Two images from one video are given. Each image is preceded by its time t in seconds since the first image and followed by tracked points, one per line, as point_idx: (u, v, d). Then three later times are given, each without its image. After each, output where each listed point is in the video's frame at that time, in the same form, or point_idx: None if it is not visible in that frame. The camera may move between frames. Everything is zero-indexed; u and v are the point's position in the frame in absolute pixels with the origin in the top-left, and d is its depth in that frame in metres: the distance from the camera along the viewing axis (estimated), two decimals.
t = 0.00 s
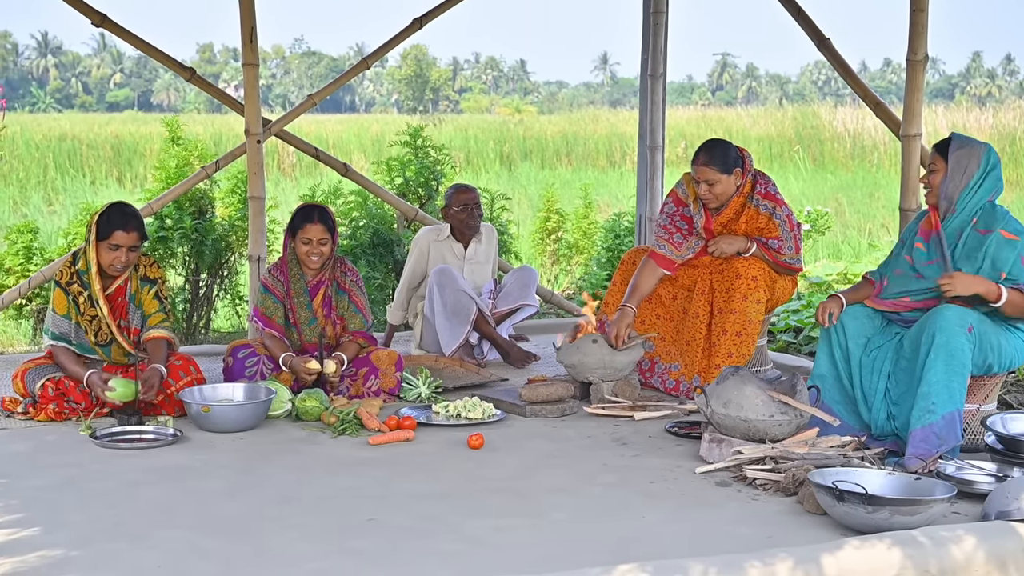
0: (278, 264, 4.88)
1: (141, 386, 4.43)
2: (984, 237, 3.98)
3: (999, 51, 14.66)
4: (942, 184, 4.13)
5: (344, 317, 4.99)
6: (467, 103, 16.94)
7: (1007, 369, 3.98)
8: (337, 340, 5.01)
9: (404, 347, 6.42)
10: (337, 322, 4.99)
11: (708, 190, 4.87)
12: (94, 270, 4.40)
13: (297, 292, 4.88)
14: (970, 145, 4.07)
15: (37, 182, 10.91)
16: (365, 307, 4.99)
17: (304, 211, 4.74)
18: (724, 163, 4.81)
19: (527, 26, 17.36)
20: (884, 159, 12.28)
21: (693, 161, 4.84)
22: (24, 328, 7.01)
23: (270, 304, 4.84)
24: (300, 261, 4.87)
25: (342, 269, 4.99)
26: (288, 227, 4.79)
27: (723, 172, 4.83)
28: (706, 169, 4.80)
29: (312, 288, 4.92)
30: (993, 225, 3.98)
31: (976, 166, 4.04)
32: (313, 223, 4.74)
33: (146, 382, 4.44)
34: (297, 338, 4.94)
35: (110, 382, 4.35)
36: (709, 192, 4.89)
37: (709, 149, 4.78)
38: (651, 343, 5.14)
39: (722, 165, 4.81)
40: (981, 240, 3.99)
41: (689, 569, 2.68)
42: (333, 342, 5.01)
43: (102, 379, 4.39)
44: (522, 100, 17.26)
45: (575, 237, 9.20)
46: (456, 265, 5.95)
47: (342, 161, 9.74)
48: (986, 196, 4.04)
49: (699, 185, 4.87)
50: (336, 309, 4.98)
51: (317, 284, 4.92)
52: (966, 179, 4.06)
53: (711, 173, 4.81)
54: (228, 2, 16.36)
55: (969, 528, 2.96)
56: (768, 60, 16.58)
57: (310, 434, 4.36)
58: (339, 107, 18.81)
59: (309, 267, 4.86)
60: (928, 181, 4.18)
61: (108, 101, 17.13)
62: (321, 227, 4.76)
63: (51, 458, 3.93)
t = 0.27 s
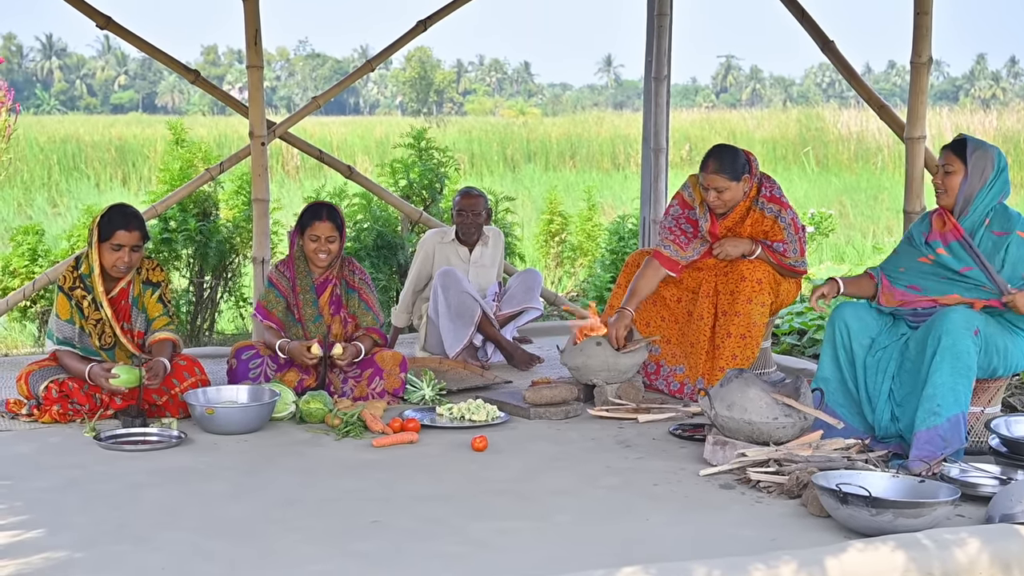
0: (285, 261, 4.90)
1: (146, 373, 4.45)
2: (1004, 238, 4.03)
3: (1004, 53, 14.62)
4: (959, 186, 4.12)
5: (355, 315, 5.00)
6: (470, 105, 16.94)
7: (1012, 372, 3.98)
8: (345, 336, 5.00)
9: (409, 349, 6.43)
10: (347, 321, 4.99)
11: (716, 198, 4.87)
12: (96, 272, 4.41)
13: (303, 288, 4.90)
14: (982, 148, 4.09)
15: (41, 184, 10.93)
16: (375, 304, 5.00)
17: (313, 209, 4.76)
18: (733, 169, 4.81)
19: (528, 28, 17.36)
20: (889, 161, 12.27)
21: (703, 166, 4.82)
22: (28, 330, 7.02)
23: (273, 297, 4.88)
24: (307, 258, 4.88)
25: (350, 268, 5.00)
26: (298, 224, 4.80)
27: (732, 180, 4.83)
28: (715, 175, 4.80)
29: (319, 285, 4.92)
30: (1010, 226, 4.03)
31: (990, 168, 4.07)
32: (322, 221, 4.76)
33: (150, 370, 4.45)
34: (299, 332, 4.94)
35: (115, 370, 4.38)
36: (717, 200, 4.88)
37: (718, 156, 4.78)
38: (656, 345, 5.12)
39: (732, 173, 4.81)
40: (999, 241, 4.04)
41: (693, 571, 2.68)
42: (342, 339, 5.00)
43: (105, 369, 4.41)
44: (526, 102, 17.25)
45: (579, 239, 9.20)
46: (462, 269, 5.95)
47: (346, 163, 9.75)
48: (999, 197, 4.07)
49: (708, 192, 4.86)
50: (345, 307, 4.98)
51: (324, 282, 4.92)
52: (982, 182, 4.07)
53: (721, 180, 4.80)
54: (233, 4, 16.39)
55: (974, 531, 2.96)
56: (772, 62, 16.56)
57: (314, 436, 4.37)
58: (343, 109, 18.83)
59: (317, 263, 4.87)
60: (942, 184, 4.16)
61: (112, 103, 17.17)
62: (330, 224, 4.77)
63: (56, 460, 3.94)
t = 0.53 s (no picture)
0: (288, 262, 4.92)
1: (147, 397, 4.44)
2: (1001, 243, 4.03)
3: (1004, 56, 14.64)
4: (950, 194, 4.06)
5: (357, 317, 5.00)
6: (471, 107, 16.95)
7: (1010, 374, 3.99)
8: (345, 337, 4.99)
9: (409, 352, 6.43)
10: (349, 322, 4.99)
11: (721, 205, 4.89)
12: (97, 274, 4.42)
13: (304, 288, 4.89)
14: (972, 152, 4.04)
15: (41, 186, 10.94)
16: (377, 304, 5.00)
17: (317, 209, 4.77)
18: (737, 178, 4.82)
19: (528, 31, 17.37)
20: (889, 164, 12.28)
21: (709, 174, 4.85)
22: (29, 332, 7.04)
23: (271, 295, 4.90)
24: (310, 259, 4.89)
25: (352, 270, 5.01)
26: (300, 224, 4.81)
27: (739, 188, 4.85)
28: (722, 183, 4.81)
29: (320, 287, 4.91)
30: (1007, 230, 4.03)
31: (982, 173, 4.02)
32: (325, 221, 4.76)
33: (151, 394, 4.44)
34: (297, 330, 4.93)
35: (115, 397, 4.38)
36: (723, 207, 4.91)
37: (726, 164, 4.79)
38: (655, 348, 5.12)
39: (739, 181, 4.82)
40: (998, 246, 4.04)
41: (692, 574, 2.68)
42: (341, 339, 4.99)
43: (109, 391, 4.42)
44: (526, 104, 17.27)
45: (579, 242, 9.22)
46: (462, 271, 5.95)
47: (346, 166, 9.76)
48: (993, 202, 4.04)
49: (713, 200, 4.89)
50: (347, 309, 4.99)
51: (325, 283, 4.92)
52: (976, 189, 4.02)
53: (727, 189, 4.83)
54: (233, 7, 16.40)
55: (973, 534, 2.97)
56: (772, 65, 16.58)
57: (314, 439, 4.37)
58: (344, 111, 18.84)
59: (319, 265, 4.87)
60: (933, 192, 4.10)
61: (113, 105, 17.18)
62: (332, 225, 4.78)
63: (56, 463, 3.94)
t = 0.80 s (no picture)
0: (283, 268, 4.91)
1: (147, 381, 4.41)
2: (988, 248, 4.04)
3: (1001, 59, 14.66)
4: (936, 201, 4.06)
5: (354, 322, 4.99)
6: (469, 109, 16.94)
7: (1008, 377, 3.99)
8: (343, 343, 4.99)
9: (406, 354, 6.43)
10: (347, 327, 4.99)
11: (721, 208, 4.90)
12: (93, 274, 4.41)
13: (300, 295, 4.89)
14: (959, 158, 4.05)
15: (39, 188, 10.93)
16: (374, 309, 4.99)
17: (315, 214, 4.78)
18: (737, 182, 4.83)
19: (527, 32, 17.38)
20: (886, 167, 12.28)
21: (709, 178, 4.84)
22: (25, 335, 7.03)
23: (268, 303, 4.87)
24: (306, 265, 4.88)
25: (348, 275, 5.01)
26: (298, 229, 4.81)
27: (739, 191, 4.86)
28: (723, 188, 4.81)
29: (317, 293, 4.92)
30: (995, 234, 4.03)
31: (969, 178, 4.03)
32: (322, 227, 4.77)
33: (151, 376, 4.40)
34: (293, 337, 4.92)
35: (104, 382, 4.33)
36: (722, 210, 4.92)
37: (728, 168, 4.79)
38: (651, 351, 5.12)
39: (739, 185, 4.83)
40: (986, 251, 4.04)
41: None
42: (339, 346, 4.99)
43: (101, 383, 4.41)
44: (525, 106, 17.27)
45: (578, 244, 9.21)
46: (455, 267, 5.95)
47: (344, 168, 9.74)
48: (980, 208, 4.06)
49: (713, 203, 4.89)
50: (344, 315, 4.98)
51: (322, 289, 4.92)
52: (962, 195, 4.03)
53: (727, 193, 4.83)
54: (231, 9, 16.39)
55: (971, 536, 2.96)
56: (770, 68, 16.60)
57: (311, 441, 4.37)
58: (342, 114, 18.85)
59: (315, 271, 4.87)
60: (920, 198, 4.10)
61: (110, 107, 17.18)
62: (329, 231, 4.78)
63: (53, 465, 3.93)
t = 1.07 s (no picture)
0: (284, 270, 4.89)
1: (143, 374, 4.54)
2: (981, 248, 4.02)
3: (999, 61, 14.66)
4: (934, 201, 4.10)
5: (352, 328, 4.99)
6: (467, 110, 16.91)
7: (1005, 378, 3.99)
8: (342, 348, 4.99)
9: (404, 354, 6.43)
10: (345, 332, 4.98)
11: (722, 209, 4.90)
12: (91, 273, 4.40)
13: (300, 300, 4.88)
14: (958, 157, 4.06)
15: (37, 189, 10.92)
16: (373, 316, 4.97)
17: (315, 221, 4.74)
18: (739, 183, 4.83)
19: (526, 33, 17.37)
20: (884, 168, 12.28)
21: (710, 178, 4.85)
22: (23, 335, 7.02)
23: (269, 305, 4.88)
24: (307, 269, 4.87)
25: (347, 279, 4.97)
26: (300, 235, 4.79)
27: (740, 192, 4.86)
28: (724, 189, 4.82)
29: (317, 298, 4.91)
30: (988, 235, 4.01)
31: (967, 180, 4.03)
32: (324, 235, 4.74)
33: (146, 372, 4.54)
34: (292, 340, 4.93)
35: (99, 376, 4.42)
36: (723, 211, 4.91)
37: (730, 169, 4.80)
38: (650, 351, 5.12)
39: (740, 185, 4.83)
40: (978, 253, 4.03)
41: None
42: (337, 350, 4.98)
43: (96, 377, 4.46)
44: (523, 107, 17.27)
45: (575, 245, 9.19)
46: (445, 262, 5.94)
47: (342, 169, 9.73)
48: (981, 209, 4.05)
49: (714, 203, 4.88)
50: (342, 320, 4.97)
51: (322, 294, 4.92)
52: (959, 196, 4.04)
53: (728, 194, 4.84)
54: (229, 9, 16.37)
55: (968, 537, 2.97)
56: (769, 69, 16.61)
57: (309, 441, 4.37)
58: (340, 114, 18.84)
59: (316, 276, 4.86)
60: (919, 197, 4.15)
61: (109, 108, 17.16)
62: (331, 239, 4.76)
63: (50, 465, 3.93)
